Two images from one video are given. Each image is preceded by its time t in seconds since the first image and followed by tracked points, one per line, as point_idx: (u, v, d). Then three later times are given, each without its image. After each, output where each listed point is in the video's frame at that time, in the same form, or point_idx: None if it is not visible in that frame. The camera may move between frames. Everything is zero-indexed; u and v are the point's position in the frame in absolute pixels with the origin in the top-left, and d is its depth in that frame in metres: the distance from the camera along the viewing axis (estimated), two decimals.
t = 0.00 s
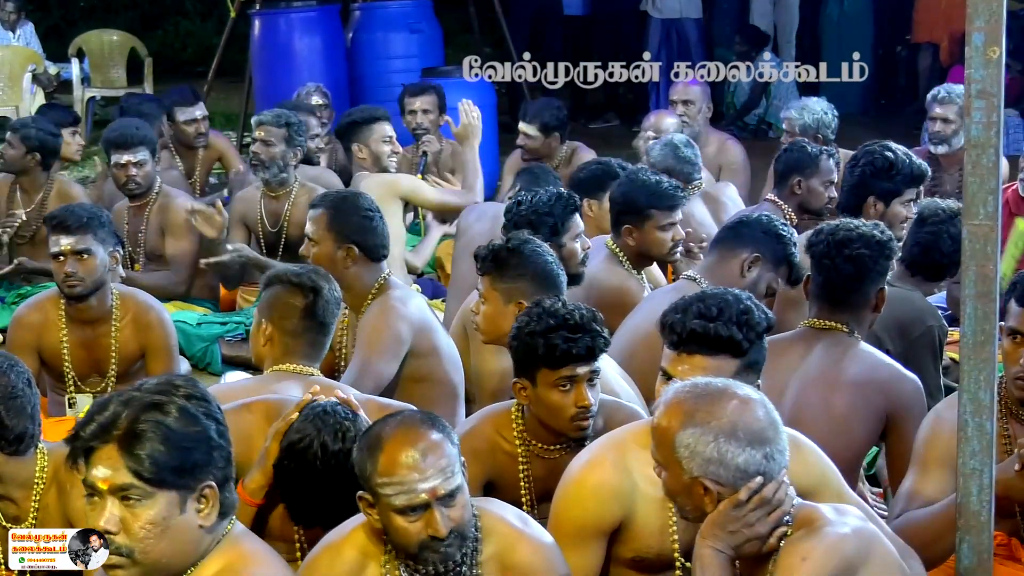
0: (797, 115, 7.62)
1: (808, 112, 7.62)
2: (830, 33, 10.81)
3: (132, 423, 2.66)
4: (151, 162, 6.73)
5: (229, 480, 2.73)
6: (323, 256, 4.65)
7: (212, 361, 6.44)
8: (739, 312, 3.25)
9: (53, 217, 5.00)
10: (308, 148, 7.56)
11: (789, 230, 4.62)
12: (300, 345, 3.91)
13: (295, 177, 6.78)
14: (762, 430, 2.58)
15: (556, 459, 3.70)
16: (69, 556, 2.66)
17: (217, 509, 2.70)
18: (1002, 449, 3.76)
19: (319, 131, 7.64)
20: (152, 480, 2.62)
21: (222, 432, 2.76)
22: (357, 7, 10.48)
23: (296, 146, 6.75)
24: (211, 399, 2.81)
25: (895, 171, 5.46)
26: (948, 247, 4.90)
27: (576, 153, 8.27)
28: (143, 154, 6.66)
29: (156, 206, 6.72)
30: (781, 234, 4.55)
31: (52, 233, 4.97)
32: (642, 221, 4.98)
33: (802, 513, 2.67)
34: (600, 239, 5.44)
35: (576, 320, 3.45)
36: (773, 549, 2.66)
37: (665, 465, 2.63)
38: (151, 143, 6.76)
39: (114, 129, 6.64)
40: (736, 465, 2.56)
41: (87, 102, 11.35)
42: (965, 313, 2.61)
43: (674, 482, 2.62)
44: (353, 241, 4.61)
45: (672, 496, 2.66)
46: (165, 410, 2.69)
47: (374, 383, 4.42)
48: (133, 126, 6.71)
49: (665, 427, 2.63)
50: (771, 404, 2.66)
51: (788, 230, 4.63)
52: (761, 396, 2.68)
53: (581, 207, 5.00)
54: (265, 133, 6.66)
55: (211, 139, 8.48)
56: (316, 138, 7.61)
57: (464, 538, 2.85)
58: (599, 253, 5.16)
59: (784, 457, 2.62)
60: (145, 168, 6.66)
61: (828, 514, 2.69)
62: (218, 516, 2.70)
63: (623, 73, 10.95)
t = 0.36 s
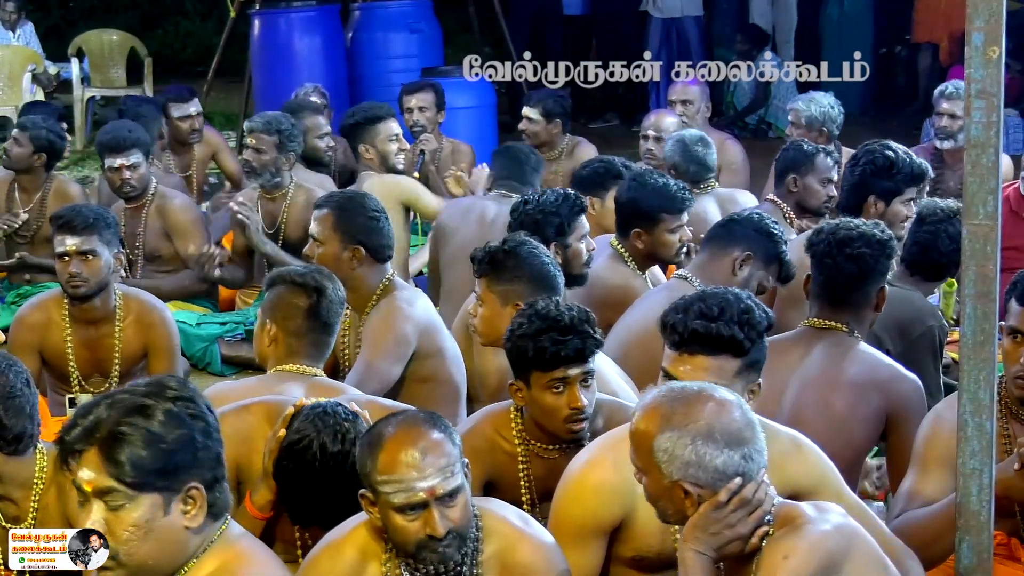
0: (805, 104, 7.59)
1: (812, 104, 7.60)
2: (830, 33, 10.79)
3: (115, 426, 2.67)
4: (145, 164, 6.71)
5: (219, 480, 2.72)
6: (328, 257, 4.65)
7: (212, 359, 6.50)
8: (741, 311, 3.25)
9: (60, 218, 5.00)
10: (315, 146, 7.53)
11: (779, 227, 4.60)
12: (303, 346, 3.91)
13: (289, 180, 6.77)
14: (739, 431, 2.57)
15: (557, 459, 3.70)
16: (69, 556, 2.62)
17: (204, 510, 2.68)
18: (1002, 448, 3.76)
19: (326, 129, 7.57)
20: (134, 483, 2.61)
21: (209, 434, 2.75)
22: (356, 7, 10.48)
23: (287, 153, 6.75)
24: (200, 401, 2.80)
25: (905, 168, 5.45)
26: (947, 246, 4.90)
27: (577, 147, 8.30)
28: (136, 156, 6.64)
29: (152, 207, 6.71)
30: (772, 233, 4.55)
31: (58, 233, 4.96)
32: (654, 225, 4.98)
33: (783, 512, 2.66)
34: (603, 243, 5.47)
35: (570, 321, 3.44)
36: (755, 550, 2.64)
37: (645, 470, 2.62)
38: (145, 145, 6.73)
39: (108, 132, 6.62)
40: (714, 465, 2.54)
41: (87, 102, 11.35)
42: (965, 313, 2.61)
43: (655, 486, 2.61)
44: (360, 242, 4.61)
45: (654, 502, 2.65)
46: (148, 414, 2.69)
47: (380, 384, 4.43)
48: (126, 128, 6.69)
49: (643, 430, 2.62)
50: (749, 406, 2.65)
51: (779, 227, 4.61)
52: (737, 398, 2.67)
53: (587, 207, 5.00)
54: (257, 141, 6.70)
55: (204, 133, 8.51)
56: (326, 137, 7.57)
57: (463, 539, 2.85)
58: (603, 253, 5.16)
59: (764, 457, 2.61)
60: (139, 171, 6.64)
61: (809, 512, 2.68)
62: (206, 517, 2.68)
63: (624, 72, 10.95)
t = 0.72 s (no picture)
0: (808, 92, 7.59)
1: (814, 92, 7.60)
2: (829, 33, 10.76)
3: (56, 451, 2.63)
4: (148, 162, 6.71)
5: (168, 493, 2.57)
6: (326, 258, 4.65)
7: (212, 360, 6.56)
8: (734, 310, 3.26)
9: (60, 218, 5.01)
10: (340, 153, 7.37)
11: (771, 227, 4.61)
12: (304, 345, 3.90)
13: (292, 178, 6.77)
14: (740, 439, 2.56)
15: (557, 459, 3.70)
16: (70, 556, 2.62)
17: (155, 524, 2.57)
18: (1002, 448, 3.76)
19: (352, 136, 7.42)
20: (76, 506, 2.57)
21: (162, 449, 2.61)
22: (355, 7, 10.48)
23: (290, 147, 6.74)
24: (146, 414, 2.64)
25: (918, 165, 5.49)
26: (946, 246, 4.90)
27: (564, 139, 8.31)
28: (139, 153, 6.64)
29: (152, 205, 6.72)
30: (766, 233, 4.55)
31: (59, 233, 4.95)
32: (651, 231, 4.97)
33: (786, 518, 2.66)
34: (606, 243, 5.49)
35: (561, 324, 3.43)
36: (757, 558, 2.63)
37: (646, 481, 2.61)
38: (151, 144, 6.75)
39: (112, 129, 6.60)
40: (715, 475, 2.53)
41: (87, 102, 11.36)
42: (964, 313, 2.61)
43: (656, 496, 2.60)
44: (359, 248, 4.62)
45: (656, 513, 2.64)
46: (90, 436, 2.62)
47: (379, 383, 4.42)
48: (130, 126, 6.70)
49: (643, 440, 2.61)
50: (749, 414, 2.64)
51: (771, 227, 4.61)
52: (738, 406, 2.67)
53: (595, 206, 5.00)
54: (262, 135, 6.70)
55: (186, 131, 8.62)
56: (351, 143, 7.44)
57: (462, 538, 2.85)
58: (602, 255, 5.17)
59: (766, 465, 2.60)
60: (142, 167, 6.64)
61: (812, 517, 2.67)
62: (159, 530, 2.57)
63: (625, 71, 10.96)
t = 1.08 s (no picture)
0: (816, 94, 7.57)
1: (821, 94, 7.59)
2: (829, 33, 10.75)
3: (43, 454, 2.64)
4: (147, 163, 6.68)
5: (155, 493, 2.56)
6: (325, 258, 4.65)
7: (212, 359, 6.57)
8: (730, 307, 3.25)
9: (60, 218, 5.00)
10: (338, 153, 7.37)
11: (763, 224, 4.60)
12: (304, 345, 3.90)
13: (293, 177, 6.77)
14: (805, 434, 2.58)
15: (558, 459, 3.71)
16: (70, 556, 2.60)
17: (142, 524, 2.57)
18: (1002, 448, 3.76)
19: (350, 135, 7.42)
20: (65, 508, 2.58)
21: (149, 451, 2.61)
22: (355, 8, 10.48)
23: (293, 147, 6.73)
24: (132, 416, 2.64)
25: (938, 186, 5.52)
26: (946, 246, 4.90)
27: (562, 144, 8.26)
28: (138, 155, 6.61)
29: (152, 205, 6.71)
30: (758, 230, 4.56)
31: (57, 233, 4.95)
32: (650, 233, 4.96)
33: (839, 516, 2.71)
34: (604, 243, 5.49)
35: (554, 325, 3.42)
36: (808, 553, 2.68)
37: (702, 472, 2.62)
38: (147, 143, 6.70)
39: (113, 129, 6.59)
40: (779, 469, 2.55)
41: (87, 102, 11.37)
42: (964, 313, 2.61)
43: (712, 489, 2.61)
44: (358, 248, 4.62)
45: (707, 504, 2.65)
46: (77, 438, 2.62)
47: (381, 385, 4.43)
48: (130, 127, 6.66)
49: (702, 431, 2.61)
50: (810, 408, 2.65)
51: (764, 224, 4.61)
52: (798, 398, 2.67)
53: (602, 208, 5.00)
54: (264, 134, 6.68)
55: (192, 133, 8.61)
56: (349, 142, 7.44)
57: (453, 538, 2.83)
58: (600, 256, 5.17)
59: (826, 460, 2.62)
60: (141, 169, 6.61)
61: (864, 517, 2.73)
62: (146, 531, 2.57)
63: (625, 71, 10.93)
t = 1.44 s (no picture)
0: (825, 105, 7.56)
1: (829, 104, 7.58)
2: (829, 33, 10.75)
3: (37, 456, 2.63)
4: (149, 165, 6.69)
5: (150, 492, 2.56)
6: (328, 255, 4.64)
7: (212, 359, 6.57)
8: (734, 308, 3.25)
9: (61, 216, 5.01)
10: (318, 151, 7.42)
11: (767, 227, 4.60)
12: (302, 346, 3.91)
13: (290, 182, 6.76)
14: (886, 433, 2.64)
15: (558, 458, 3.71)
16: (69, 557, 2.57)
17: (138, 524, 2.56)
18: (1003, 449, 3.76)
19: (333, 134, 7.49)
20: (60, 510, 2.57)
21: (142, 451, 2.60)
22: (355, 8, 10.50)
23: (294, 152, 6.75)
24: (124, 416, 2.64)
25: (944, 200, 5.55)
26: (946, 245, 4.90)
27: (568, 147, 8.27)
28: (140, 155, 6.61)
29: (153, 207, 6.69)
30: (763, 235, 4.55)
31: (58, 232, 4.95)
32: (649, 229, 4.98)
33: (908, 519, 2.73)
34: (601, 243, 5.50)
35: (551, 329, 3.40)
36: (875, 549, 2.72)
37: (780, 470, 2.64)
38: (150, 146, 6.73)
39: (112, 132, 6.61)
40: (865, 468, 2.60)
41: (87, 102, 11.36)
42: (964, 313, 2.62)
43: (791, 487, 2.64)
44: (360, 243, 4.61)
45: (779, 501, 2.67)
46: (70, 440, 2.61)
47: (385, 386, 4.43)
48: (130, 129, 6.69)
49: (782, 429, 2.64)
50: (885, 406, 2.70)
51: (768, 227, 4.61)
52: (873, 394, 2.72)
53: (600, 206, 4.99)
54: (266, 137, 6.68)
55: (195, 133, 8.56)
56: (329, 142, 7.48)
57: (446, 530, 2.81)
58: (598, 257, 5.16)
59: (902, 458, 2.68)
60: (144, 169, 6.61)
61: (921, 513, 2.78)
62: (142, 531, 2.57)
63: (626, 71, 11.10)
